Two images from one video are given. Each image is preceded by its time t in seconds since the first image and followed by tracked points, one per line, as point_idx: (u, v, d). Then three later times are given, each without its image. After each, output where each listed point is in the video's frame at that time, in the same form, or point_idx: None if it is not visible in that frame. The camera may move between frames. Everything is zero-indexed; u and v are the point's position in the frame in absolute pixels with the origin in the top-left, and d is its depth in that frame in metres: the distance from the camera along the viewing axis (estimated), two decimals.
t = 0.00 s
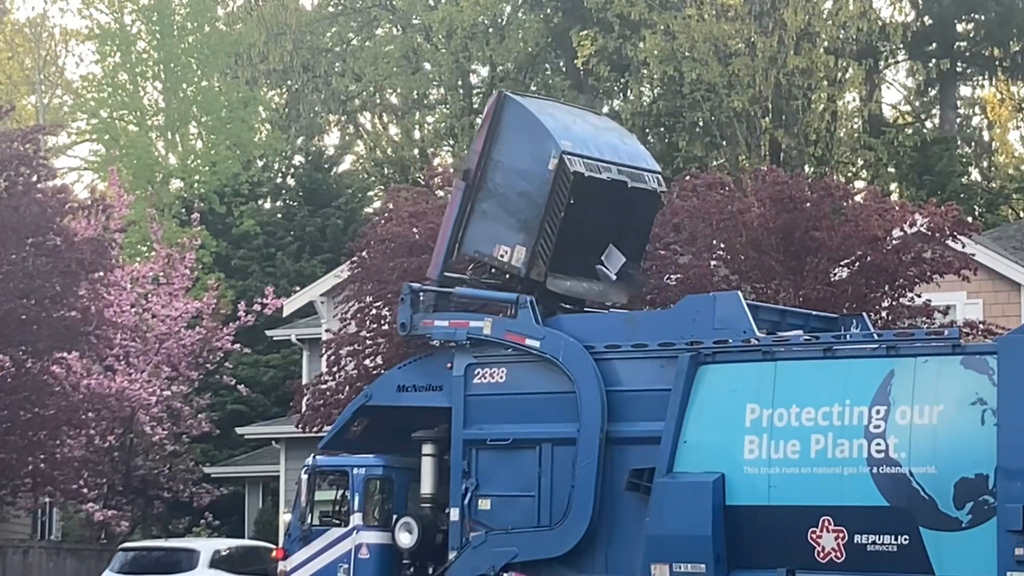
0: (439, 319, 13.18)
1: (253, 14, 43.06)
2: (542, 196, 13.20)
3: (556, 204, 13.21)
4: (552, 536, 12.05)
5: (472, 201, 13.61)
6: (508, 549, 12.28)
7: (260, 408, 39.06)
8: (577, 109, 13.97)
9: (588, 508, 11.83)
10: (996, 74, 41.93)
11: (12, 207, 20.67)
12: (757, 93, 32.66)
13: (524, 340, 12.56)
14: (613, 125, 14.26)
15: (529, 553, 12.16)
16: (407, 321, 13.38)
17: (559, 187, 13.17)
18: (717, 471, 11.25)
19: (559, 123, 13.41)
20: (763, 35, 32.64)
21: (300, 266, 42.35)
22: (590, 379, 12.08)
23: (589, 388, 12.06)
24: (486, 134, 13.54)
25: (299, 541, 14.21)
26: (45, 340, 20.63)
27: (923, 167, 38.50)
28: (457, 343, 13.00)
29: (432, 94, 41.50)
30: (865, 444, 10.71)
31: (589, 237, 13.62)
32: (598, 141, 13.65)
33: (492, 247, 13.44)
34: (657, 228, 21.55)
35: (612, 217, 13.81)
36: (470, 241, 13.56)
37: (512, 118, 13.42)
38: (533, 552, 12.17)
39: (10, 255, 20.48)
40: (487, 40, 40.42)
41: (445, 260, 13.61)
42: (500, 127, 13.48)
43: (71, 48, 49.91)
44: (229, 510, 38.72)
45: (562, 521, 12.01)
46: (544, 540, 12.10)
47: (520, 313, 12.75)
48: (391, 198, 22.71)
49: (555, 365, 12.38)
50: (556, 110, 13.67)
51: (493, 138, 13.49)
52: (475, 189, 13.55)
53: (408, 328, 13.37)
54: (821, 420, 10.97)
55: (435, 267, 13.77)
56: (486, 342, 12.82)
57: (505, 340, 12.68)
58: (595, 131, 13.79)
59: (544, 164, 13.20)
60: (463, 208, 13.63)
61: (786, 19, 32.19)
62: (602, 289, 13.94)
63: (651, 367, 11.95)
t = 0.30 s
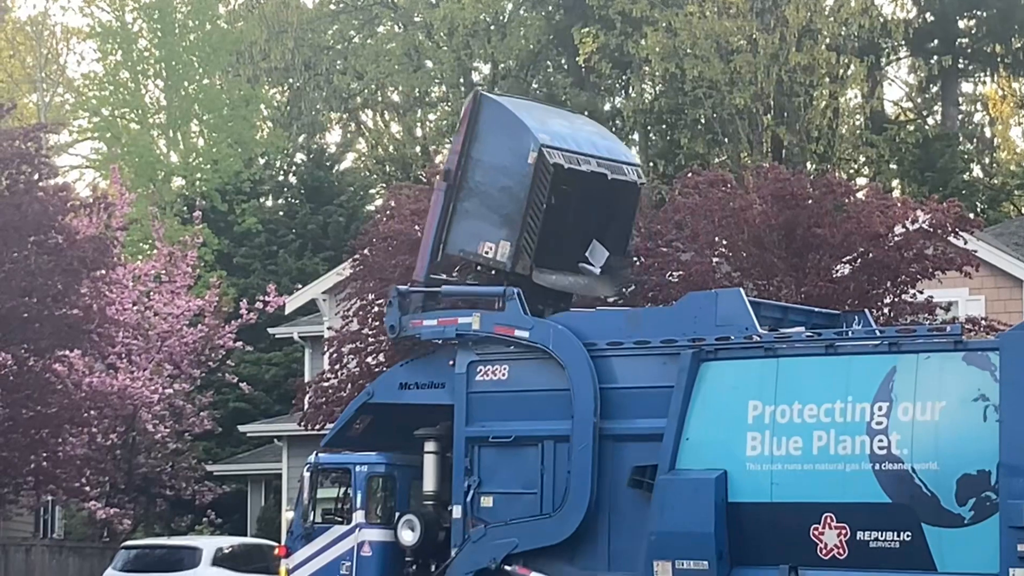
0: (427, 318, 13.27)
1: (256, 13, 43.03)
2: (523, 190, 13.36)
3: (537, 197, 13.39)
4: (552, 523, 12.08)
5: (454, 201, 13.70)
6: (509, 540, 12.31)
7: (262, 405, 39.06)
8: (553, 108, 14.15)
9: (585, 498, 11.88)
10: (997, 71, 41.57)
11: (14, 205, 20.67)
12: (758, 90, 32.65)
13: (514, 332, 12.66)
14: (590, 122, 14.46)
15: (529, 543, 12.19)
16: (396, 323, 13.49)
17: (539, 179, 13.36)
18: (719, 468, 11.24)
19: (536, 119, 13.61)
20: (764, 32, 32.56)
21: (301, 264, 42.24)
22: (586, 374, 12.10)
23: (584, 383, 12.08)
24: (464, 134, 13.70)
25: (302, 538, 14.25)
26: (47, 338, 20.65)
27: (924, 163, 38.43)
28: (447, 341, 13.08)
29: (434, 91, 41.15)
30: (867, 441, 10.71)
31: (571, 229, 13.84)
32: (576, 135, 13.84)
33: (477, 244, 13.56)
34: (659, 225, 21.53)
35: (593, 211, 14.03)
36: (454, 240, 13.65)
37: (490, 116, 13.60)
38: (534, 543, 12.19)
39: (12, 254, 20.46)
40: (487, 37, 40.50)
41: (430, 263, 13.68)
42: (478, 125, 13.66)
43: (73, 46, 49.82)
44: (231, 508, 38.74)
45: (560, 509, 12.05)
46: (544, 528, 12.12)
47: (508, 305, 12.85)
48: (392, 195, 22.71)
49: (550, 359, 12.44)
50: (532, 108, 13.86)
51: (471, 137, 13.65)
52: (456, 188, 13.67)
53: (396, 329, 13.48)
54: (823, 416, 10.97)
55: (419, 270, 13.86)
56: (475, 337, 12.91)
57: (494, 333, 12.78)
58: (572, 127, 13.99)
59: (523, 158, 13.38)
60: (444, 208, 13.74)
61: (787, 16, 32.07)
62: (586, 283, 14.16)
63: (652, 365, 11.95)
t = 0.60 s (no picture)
0: (414, 320, 13.44)
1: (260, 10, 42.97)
2: (505, 185, 13.49)
3: (517, 191, 13.52)
4: (552, 510, 12.11)
5: (435, 203, 13.74)
6: (509, 530, 12.35)
7: (267, 402, 39.08)
8: (525, 109, 14.30)
9: (583, 486, 11.95)
10: (1002, 66, 41.62)
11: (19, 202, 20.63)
12: (763, 86, 32.62)
13: (502, 324, 12.76)
14: (563, 121, 14.64)
15: (530, 531, 12.22)
16: (384, 328, 13.66)
17: (519, 174, 13.51)
18: (724, 464, 11.24)
19: (512, 117, 13.76)
20: (768, 28, 32.46)
21: (307, 260, 42.58)
22: (581, 371, 12.18)
23: (580, 380, 12.15)
24: (440, 136, 13.78)
25: (307, 536, 14.23)
26: (51, 335, 20.62)
27: (929, 160, 38.40)
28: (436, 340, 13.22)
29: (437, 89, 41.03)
30: (871, 437, 10.71)
31: (553, 225, 13.99)
32: (552, 131, 14.01)
33: (460, 245, 13.63)
34: (664, 221, 21.51)
35: (573, 206, 14.20)
36: (438, 242, 13.68)
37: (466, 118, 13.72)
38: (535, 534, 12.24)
39: (17, 251, 20.42)
40: (492, 34, 40.35)
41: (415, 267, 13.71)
42: (453, 127, 13.75)
43: (77, 44, 49.74)
44: (237, 505, 38.78)
45: (558, 495, 12.10)
46: (545, 516, 12.16)
47: (494, 298, 12.96)
48: (397, 192, 22.70)
49: (546, 351, 12.51)
50: (505, 109, 14.02)
51: (448, 139, 13.73)
52: (435, 191, 13.72)
53: (385, 334, 13.65)
54: (828, 413, 10.97)
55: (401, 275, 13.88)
56: (464, 332, 13.03)
57: (482, 326, 12.89)
58: (547, 125, 14.15)
59: (504, 155, 13.53)
60: (424, 211, 13.76)
61: (792, 12, 32.04)
62: (571, 279, 14.30)
63: (657, 361, 11.97)
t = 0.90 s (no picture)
0: (408, 320, 13.52)
1: (264, 6, 42.82)
2: (490, 182, 13.83)
3: (504, 186, 13.87)
4: (554, 498, 12.16)
5: (424, 205, 14.10)
6: (513, 521, 12.38)
7: (273, 399, 39.14)
8: (508, 109, 14.66)
9: (584, 476, 12.01)
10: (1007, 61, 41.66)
11: (25, 199, 20.59)
12: (768, 81, 32.54)
13: (495, 317, 12.89)
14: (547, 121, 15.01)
15: (533, 521, 12.26)
16: (379, 331, 13.72)
17: (504, 170, 13.84)
18: (730, 460, 11.25)
19: (495, 116, 14.11)
20: (774, 23, 32.33)
21: (312, 257, 42.88)
22: (579, 367, 12.23)
23: (574, 364, 12.26)
24: (425, 139, 14.15)
25: (313, 532, 14.21)
26: (58, 332, 20.60)
27: (934, 155, 38.38)
28: (432, 338, 13.31)
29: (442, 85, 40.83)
30: (878, 433, 10.73)
31: (540, 221, 14.38)
32: (536, 128, 14.37)
33: (450, 244, 13.98)
34: (670, 217, 21.52)
35: (560, 202, 14.60)
36: (428, 243, 14.03)
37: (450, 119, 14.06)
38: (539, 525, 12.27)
39: (23, 248, 20.39)
40: (498, 30, 40.26)
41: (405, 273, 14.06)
42: (438, 129, 14.10)
43: (83, 40, 49.77)
44: (243, 501, 38.84)
45: (560, 481, 12.16)
46: (548, 506, 12.20)
47: (486, 292, 13.11)
48: (402, 188, 22.71)
49: (542, 343, 12.59)
50: (489, 108, 14.36)
51: (433, 141, 14.09)
52: (422, 192, 14.10)
53: (380, 337, 13.69)
54: (834, 408, 10.98)
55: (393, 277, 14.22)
56: (459, 328, 13.13)
57: (476, 321, 12.99)
58: (531, 123, 14.51)
59: (488, 152, 13.86)
60: (414, 213, 14.14)
61: (797, 8, 31.91)
62: (561, 274, 14.70)
63: (663, 357, 11.99)
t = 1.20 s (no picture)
0: (405, 320, 13.61)
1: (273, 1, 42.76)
2: (480, 179, 13.81)
3: (495, 182, 13.82)
4: (556, 487, 12.21)
5: (417, 207, 14.17)
6: (519, 511, 12.43)
7: (281, 394, 39.20)
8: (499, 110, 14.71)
9: (585, 466, 12.06)
10: (1016, 55, 41.64)
11: (33, 195, 20.59)
12: (777, 75, 32.40)
13: (490, 311, 12.99)
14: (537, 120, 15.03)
15: (538, 511, 12.30)
16: (376, 333, 13.81)
17: (495, 166, 13.83)
18: (738, 454, 11.26)
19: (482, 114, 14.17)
20: (782, 18, 32.12)
21: (320, 252, 42.84)
22: (579, 361, 12.30)
23: (573, 353, 12.35)
24: (415, 140, 14.24)
25: (322, 527, 14.36)
26: (66, 328, 20.61)
27: (942, 149, 38.30)
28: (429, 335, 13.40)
29: (451, 80, 40.81)
30: (886, 427, 10.72)
31: (533, 216, 14.33)
32: (525, 126, 14.38)
33: (444, 243, 13.97)
34: (678, 211, 21.54)
35: (551, 197, 14.57)
36: (423, 244, 14.08)
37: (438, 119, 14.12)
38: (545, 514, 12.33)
39: (32, 244, 20.41)
40: (505, 24, 40.36)
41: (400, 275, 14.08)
42: (427, 130, 14.19)
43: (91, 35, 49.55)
44: (252, 496, 38.92)
45: (562, 469, 12.21)
46: (551, 495, 12.24)
47: (480, 286, 13.19)
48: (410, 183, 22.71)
49: (542, 333, 12.69)
50: (478, 109, 14.42)
51: (423, 142, 14.17)
52: (415, 194, 14.17)
53: (377, 339, 13.79)
54: (843, 403, 10.98)
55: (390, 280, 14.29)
56: (455, 324, 13.23)
57: (472, 315, 13.08)
58: (520, 122, 14.53)
59: (477, 149, 13.87)
60: (408, 214, 14.24)
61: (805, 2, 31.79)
62: (554, 269, 14.62)
63: (672, 351, 11.99)
